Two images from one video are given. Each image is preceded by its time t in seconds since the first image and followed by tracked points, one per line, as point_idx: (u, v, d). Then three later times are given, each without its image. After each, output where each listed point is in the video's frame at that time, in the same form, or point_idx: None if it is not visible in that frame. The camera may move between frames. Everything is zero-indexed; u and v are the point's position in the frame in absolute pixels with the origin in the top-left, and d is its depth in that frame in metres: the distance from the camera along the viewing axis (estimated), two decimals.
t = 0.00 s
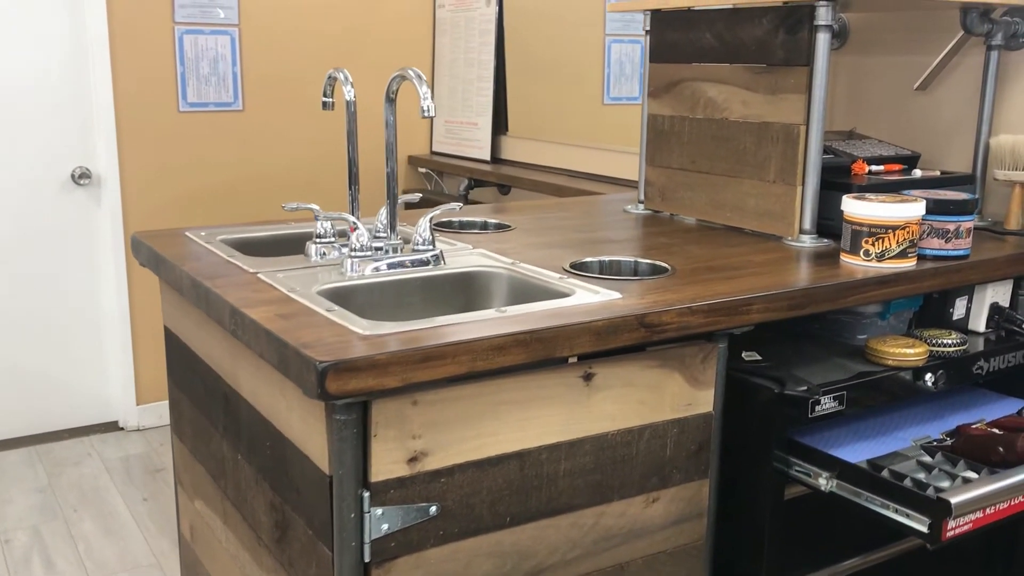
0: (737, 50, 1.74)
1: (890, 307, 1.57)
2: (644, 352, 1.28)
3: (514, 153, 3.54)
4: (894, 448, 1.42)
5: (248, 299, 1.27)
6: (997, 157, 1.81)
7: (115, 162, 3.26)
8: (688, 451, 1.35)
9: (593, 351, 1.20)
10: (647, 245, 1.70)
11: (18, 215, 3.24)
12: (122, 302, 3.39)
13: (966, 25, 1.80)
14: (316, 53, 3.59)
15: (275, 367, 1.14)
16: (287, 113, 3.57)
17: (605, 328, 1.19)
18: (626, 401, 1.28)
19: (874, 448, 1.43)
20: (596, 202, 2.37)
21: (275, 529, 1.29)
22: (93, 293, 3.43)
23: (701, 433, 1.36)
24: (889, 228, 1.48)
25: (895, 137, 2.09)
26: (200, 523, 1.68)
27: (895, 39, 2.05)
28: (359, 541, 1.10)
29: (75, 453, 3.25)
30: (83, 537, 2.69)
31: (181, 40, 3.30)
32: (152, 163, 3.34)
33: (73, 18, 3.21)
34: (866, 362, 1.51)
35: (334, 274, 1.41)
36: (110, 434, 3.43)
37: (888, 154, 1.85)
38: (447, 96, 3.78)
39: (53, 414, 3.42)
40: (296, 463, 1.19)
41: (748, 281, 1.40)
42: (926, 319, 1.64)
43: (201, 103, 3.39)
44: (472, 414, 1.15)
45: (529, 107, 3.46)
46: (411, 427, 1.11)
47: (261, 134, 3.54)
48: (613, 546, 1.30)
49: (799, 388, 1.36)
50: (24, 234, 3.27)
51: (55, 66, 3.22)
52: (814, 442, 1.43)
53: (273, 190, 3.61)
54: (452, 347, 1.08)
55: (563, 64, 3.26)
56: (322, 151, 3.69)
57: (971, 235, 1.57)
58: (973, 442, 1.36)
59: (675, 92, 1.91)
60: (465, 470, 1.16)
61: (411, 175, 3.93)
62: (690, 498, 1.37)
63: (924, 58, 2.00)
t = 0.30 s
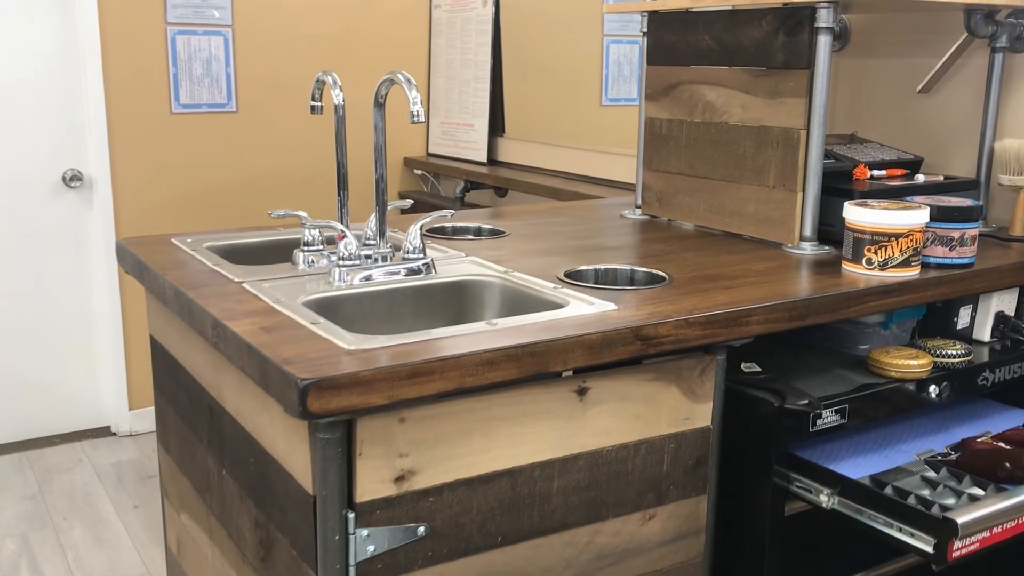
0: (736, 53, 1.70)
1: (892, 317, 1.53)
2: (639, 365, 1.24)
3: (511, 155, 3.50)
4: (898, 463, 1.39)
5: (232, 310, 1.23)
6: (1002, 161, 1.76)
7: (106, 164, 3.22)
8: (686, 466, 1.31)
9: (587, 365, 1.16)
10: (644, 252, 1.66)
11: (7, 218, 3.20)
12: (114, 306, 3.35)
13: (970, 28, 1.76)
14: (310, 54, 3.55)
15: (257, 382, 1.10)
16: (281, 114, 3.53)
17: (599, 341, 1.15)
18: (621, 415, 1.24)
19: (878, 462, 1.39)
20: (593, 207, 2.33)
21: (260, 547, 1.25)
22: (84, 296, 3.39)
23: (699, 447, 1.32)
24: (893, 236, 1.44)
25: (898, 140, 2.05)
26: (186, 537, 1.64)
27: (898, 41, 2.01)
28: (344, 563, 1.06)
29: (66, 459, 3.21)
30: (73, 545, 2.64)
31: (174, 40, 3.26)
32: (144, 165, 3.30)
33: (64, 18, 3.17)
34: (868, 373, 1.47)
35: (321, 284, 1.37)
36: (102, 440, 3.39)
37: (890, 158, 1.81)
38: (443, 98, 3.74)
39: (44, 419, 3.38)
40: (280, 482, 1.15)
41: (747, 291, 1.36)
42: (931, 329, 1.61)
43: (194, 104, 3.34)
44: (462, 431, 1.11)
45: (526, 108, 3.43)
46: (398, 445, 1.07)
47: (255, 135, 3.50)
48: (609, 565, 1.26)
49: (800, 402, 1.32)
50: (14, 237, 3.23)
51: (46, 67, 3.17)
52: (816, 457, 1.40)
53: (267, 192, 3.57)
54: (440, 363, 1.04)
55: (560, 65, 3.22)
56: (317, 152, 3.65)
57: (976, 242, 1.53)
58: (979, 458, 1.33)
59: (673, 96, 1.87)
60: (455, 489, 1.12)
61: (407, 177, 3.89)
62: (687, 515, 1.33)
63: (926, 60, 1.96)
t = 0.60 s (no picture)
0: (734, 59, 1.66)
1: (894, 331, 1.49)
2: (632, 385, 1.20)
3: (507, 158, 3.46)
4: (900, 483, 1.35)
5: (211, 328, 1.19)
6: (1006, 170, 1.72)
7: (96, 168, 3.18)
8: (681, 488, 1.27)
9: (578, 386, 1.12)
10: (639, 264, 1.62)
11: None
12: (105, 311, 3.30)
13: (973, 33, 1.71)
14: (303, 56, 3.51)
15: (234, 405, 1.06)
16: (274, 118, 3.49)
17: (590, 361, 1.11)
18: (614, 437, 1.19)
19: (879, 482, 1.35)
20: (589, 215, 2.28)
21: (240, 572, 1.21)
22: (74, 302, 3.34)
23: (694, 468, 1.28)
24: (894, 249, 1.40)
25: (900, 147, 2.01)
26: (169, 555, 1.60)
27: (900, 46, 1.97)
28: None
29: (56, 468, 3.17)
30: (61, 557, 2.60)
31: (164, 43, 3.22)
32: (135, 169, 3.26)
33: (52, 20, 3.12)
34: (869, 390, 1.43)
35: (304, 299, 1.32)
36: (93, 448, 3.34)
37: (891, 166, 1.77)
38: (438, 101, 3.70)
39: (34, 427, 3.34)
40: (260, 507, 1.11)
41: (744, 306, 1.32)
42: (933, 343, 1.57)
43: (185, 108, 3.30)
44: (448, 455, 1.07)
45: (522, 112, 3.38)
46: (381, 471, 1.03)
47: (248, 139, 3.46)
48: None
49: (799, 421, 1.28)
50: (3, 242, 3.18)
51: (34, 70, 3.13)
52: (815, 477, 1.35)
53: (260, 197, 3.52)
54: (424, 387, 1.00)
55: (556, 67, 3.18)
56: (311, 156, 3.61)
57: (979, 254, 1.49)
58: (983, 478, 1.29)
59: (669, 102, 1.83)
60: (441, 515, 1.08)
61: (402, 181, 3.85)
62: (683, 537, 1.29)
63: (928, 65, 1.92)
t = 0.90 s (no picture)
0: (732, 64, 1.62)
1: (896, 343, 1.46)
2: (627, 402, 1.16)
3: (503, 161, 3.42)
4: (903, 501, 1.31)
5: (193, 344, 1.15)
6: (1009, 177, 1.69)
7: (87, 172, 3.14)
8: (678, 507, 1.23)
9: (570, 405, 1.08)
10: (636, 274, 1.59)
11: None
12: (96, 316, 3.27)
13: (975, 37, 1.68)
14: (297, 58, 3.47)
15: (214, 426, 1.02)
16: (267, 120, 3.45)
17: (584, 380, 1.07)
18: (608, 456, 1.16)
19: (882, 500, 1.31)
20: (585, 222, 2.25)
21: None
22: (65, 307, 3.30)
23: (692, 487, 1.24)
24: (896, 260, 1.36)
25: (901, 153, 1.98)
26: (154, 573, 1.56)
27: (903, 50, 1.94)
28: None
29: (45, 475, 3.13)
30: (48, 567, 2.56)
31: (156, 45, 3.18)
32: (126, 173, 3.22)
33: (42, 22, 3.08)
34: (870, 404, 1.39)
35: (290, 313, 1.28)
36: (84, 455, 3.30)
37: (892, 173, 1.73)
38: (433, 103, 3.66)
39: (24, 433, 3.30)
40: (242, 530, 1.07)
41: (743, 319, 1.28)
42: (936, 355, 1.53)
43: (177, 111, 3.26)
44: (436, 477, 1.03)
45: (518, 115, 3.35)
46: (366, 495, 0.99)
47: (241, 142, 3.42)
48: None
49: (799, 438, 1.24)
50: None
51: (23, 73, 3.09)
52: (816, 496, 1.32)
53: (253, 200, 3.48)
54: (411, 408, 0.96)
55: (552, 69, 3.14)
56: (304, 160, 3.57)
57: (983, 265, 1.45)
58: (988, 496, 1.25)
59: (665, 107, 1.79)
60: (429, 539, 1.04)
61: (397, 184, 3.81)
62: (679, 558, 1.25)
63: (928, 70, 1.89)
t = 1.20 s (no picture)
0: (728, 62, 1.60)
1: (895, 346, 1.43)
2: (619, 407, 1.13)
3: (498, 161, 3.40)
4: (901, 508, 1.28)
5: (174, 347, 1.12)
6: (1009, 177, 1.67)
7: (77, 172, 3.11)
8: (672, 514, 1.21)
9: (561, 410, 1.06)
10: (630, 275, 1.56)
11: None
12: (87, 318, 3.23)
13: (976, 34, 1.65)
14: (290, 57, 3.44)
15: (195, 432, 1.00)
16: (260, 120, 3.42)
17: (574, 384, 1.05)
18: (600, 461, 1.13)
19: (880, 506, 1.29)
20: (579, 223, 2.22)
21: None
22: (55, 308, 3.27)
23: (686, 493, 1.21)
24: (895, 261, 1.34)
25: (899, 152, 1.96)
26: None
27: (901, 48, 1.91)
28: None
29: (35, 478, 3.10)
30: (37, 571, 2.53)
31: (147, 44, 3.15)
32: (117, 173, 3.19)
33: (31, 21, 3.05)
34: (869, 408, 1.37)
35: (275, 315, 1.25)
36: (75, 457, 3.27)
37: (891, 173, 1.71)
38: (427, 102, 3.64)
39: (14, 436, 3.27)
40: (225, 538, 1.05)
41: (738, 322, 1.26)
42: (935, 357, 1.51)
43: (168, 110, 3.23)
44: (423, 484, 1.01)
45: (513, 114, 3.32)
46: (351, 502, 0.96)
47: (234, 142, 3.39)
48: None
49: (795, 443, 1.22)
50: None
51: (13, 71, 3.06)
52: (813, 502, 1.29)
53: (246, 200, 3.45)
54: (396, 414, 0.93)
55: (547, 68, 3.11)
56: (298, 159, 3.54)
57: (983, 266, 1.43)
58: (989, 501, 1.22)
59: (660, 106, 1.76)
60: (415, 547, 1.01)
61: (392, 184, 3.78)
62: (674, 565, 1.22)
63: (927, 68, 1.87)
